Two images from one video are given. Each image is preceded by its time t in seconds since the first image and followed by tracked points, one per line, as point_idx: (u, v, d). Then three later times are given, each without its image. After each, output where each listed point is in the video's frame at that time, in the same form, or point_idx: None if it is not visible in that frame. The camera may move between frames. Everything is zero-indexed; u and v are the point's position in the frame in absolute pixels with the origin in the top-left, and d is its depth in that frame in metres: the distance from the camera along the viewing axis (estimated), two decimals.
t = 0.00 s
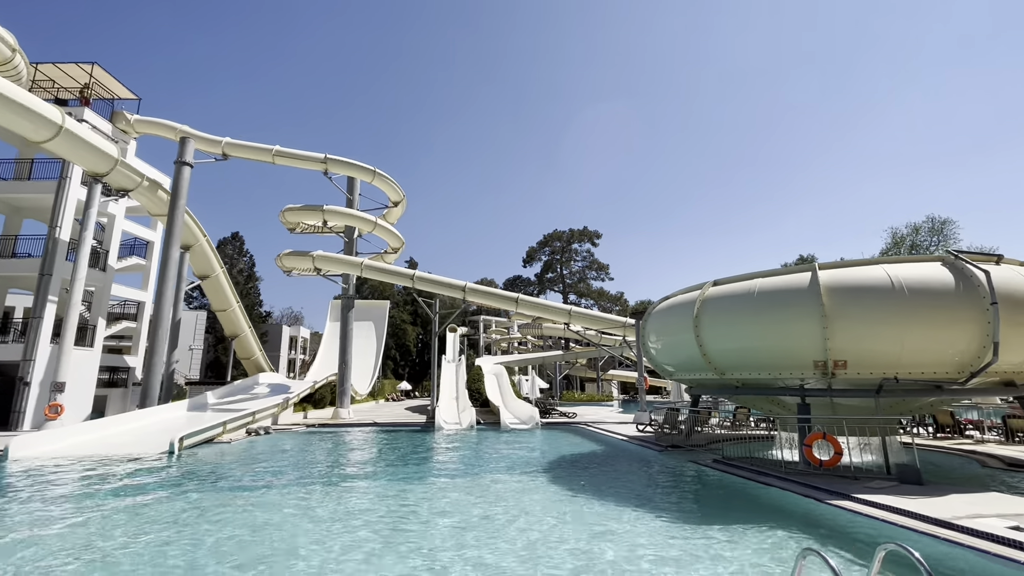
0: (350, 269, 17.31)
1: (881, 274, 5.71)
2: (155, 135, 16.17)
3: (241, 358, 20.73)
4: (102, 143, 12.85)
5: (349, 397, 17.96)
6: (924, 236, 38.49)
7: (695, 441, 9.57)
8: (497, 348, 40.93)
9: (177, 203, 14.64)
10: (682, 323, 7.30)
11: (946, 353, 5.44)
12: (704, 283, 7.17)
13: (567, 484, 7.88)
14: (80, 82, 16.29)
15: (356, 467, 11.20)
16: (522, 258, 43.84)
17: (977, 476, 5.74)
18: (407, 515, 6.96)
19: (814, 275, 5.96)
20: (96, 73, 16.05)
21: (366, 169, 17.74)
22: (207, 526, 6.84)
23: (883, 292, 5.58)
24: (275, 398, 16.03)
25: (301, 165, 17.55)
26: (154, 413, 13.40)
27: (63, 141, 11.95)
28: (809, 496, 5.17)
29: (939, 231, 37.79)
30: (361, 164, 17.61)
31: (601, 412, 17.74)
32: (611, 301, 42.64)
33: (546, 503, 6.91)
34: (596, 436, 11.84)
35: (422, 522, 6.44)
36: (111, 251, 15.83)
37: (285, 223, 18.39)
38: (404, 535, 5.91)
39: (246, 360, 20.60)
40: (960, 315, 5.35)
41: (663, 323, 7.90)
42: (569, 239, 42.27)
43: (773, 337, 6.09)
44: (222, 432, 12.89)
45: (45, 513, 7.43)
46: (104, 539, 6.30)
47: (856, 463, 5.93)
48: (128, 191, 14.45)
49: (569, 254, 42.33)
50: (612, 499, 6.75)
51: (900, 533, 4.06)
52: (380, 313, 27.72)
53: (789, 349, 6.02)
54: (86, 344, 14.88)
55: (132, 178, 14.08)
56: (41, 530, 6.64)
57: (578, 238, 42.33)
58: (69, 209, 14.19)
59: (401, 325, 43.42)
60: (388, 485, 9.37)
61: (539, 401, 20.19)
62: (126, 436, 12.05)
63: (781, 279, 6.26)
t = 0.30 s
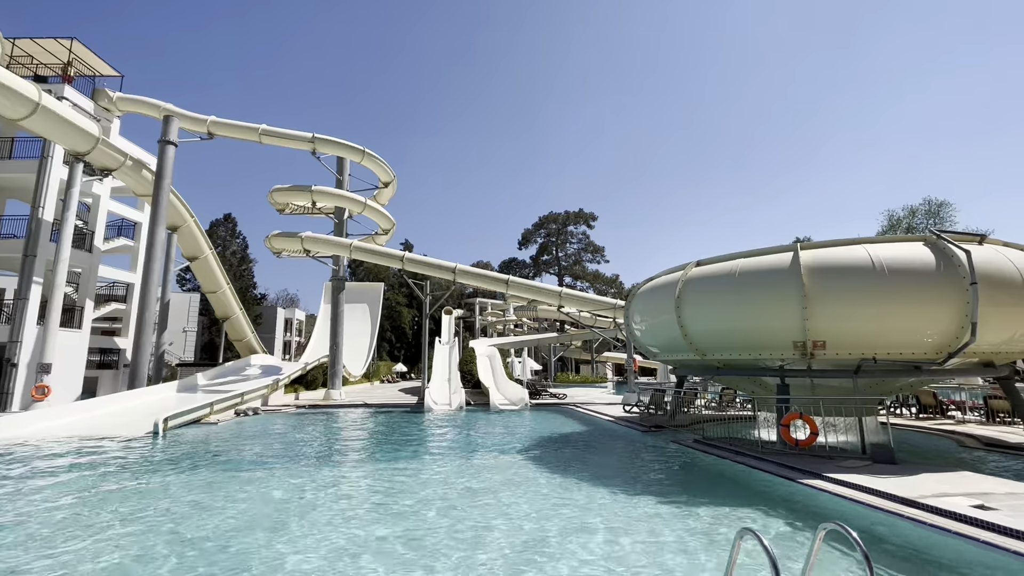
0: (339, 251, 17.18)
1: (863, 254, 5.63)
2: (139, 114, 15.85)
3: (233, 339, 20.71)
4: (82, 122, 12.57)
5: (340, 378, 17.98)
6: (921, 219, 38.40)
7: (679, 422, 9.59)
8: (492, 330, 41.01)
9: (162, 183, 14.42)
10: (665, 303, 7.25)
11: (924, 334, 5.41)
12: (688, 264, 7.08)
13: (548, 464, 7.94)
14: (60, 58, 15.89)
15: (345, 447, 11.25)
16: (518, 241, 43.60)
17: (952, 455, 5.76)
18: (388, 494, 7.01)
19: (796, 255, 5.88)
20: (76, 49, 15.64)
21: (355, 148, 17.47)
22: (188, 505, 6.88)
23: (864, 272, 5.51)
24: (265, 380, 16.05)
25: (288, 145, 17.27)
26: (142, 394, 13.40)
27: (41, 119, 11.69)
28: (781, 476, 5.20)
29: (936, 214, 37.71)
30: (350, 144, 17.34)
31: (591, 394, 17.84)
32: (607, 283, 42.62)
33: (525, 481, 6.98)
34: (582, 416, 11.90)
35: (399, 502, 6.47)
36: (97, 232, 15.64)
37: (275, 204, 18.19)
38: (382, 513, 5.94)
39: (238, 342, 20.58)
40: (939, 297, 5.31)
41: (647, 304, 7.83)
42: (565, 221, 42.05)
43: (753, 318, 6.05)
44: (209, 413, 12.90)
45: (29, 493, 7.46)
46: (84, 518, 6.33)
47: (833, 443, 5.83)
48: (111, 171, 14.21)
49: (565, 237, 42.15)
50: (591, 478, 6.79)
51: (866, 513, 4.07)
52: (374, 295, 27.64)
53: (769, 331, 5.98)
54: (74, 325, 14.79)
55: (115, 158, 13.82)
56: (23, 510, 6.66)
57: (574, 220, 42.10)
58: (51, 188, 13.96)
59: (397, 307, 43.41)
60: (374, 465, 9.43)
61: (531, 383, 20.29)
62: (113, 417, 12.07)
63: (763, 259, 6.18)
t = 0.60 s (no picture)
0: (327, 230, 16.98)
1: (844, 231, 5.55)
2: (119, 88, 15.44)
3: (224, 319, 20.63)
4: (59, 95, 12.21)
5: (331, 357, 17.95)
6: (917, 199, 38.23)
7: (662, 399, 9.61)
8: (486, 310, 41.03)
9: (144, 159, 14.12)
10: (647, 281, 7.18)
11: (902, 312, 5.38)
12: (670, 241, 6.99)
13: (530, 441, 7.97)
14: (36, 29, 15.40)
15: (332, 424, 11.29)
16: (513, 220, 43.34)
17: (926, 432, 5.79)
18: (369, 470, 7.04)
19: (777, 232, 5.79)
20: (51, 19, 15.15)
21: (342, 124, 17.12)
22: (170, 481, 6.91)
23: (844, 249, 5.44)
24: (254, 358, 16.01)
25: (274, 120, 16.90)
26: (129, 372, 13.36)
27: (15, 92, 11.34)
28: (754, 453, 5.21)
29: (932, 194, 37.51)
30: (337, 120, 16.98)
31: (581, 373, 17.90)
32: (602, 264, 42.53)
33: (504, 457, 7.00)
34: (569, 394, 11.94)
35: (378, 478, 6.50)
36: (80, 210, 15.38)
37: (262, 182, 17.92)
38: (360, 488, 5.97)
39: (229, 321, 20.52)
40: (919, 274, 5.25)
41: (631, 282, 7.76)
42: (559, 200, 41.72)
43: (732, 296, 5.99)
44: (195, 391, 12.92)
45: (9, 469, 7.46)
46: (63, 493, 6.33)
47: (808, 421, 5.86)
48: (91, 147, 13.90)
49: (560, 216, 41.87)
50: (570, 454, 6.82)
51: (833, 488, 4.08)
52: (367, 275, 27.49)
53: (748, 309, 5.94)
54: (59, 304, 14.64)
55: (95, 133, 13.50)
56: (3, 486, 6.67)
57: (568, 200, 41.76)
58: (30, 164, 13.66)
59: (391, 287, 43.32)
60: (359, 441, 9.46)
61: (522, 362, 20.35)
62: (99, 396, 12.04)
63: (744, 237, 6.09)
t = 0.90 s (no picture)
0: (314, 206, 16.75)
1: (824, 206, 5.47)
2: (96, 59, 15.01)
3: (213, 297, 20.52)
4: (31, 66, 11.83)
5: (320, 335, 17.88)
6: (913, 176, 37.97)
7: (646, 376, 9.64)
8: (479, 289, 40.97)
9: (124, 133, 13.80)
10: (628, 258, 7.10)
11: (880, 288, 5.33)
12: (652, 217, 6.88)
13: (511, 417, 7.99)
14: None
15: (319, 401, 11.31)
16: (507, 198, 42.96)
17: (900, 408, 5.80)
18: (348, 446, 7.06)
19: (758, 207, 5.70)
20: None
21: (327, 98, 16.73)
22: (150, 456, 6.93)
23: (823, 224, 5.37)
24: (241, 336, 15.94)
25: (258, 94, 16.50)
26: (115, 350, 13.30)
27: None
28: (726, 429, 5.22)
29: (928, 171, 37.24)
30: (322, 93, 16.58)
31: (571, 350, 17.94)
32: (596, 242, 42.35)
33: (483, 434, 7.03)
34: (556, 372, 11.97)
35: (356, 454, 6.52)
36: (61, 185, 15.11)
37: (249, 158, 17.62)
38: (337, 463, 5.99)
39: (219, 299, 20.41)
40: (898, 249, 5.19)
41: (613, 259, 7.67)
42: (554, 177, 41.30)
43: (712, 272, 5.92)
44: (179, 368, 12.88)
45: None
46: (41, 468, 6.35)
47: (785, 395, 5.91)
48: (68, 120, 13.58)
49: (554, 194, 41.49)
50: (548, 430, 6.84)
51: (798, 463, 4.09)
52: (359, 253, 27.26)
53: (726, 285, 5.88)
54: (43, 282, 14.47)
55: (71, 106, 13.15)
56: None
57: (563, 177, 41.32)
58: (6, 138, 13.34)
59: (384, 265, 43.13)
60: (343, 418, 9.49)
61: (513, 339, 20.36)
62: (84, 372, 12.00)
63: (725, 212, 5.99)
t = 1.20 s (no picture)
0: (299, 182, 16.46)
1: (804, 179, 5.37)
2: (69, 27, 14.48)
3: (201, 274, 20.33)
4: None
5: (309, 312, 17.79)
6: (909, 153, 37.75)
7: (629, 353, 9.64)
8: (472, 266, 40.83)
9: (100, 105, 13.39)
10: (609, 233, 7.00)
11: (859, 263, 5.27)
12: (633, 191, 6.76)
13: (492, 393, 7.99)
14: None
15: (304, 377, 11.31)
16: (500, 174, 42.49)
17: (875, 383, 5.81)
18: (327, 421, 7.05)
19: (737, 181, 5.59)
20: None
21: (311, 70, 16.28)
22: (127, 431, 6.90)
23: (803, 198, 5.27)
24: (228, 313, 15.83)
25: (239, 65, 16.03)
26: (100, 327, 13.18)
27: None
28: (699, 404, 5.21)
29: (923, 148, 36.98)
30: (306, 65, 16.12)
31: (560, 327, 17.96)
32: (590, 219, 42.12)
33: (462, 409, 7.02)
34: (542, 348, 11.96)
35: (333, 428, 6.52)
36: (38, 159, 14.75)
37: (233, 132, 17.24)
38: (313, 437, 5.98)
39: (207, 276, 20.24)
40: (877, 223, 5.11)
41: (595, 235, 7.56)
42: (547, 153, 40.81)
43: (690, 247, 5.84)
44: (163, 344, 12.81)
45: None
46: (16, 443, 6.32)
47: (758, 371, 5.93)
48: (42, 92, 13.18)
49: (548, 170, 41.04)
50: (527, 405, 6.84)
51: (765, 437, 4.09)
52: (350, 230, 26.93)
53: (704, 260, 5.81)
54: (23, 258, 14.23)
55: (44, 76, 12.71)
56: None
57: (557, 153, 40.81)
58: None
59: (377, 243, 42.83)
60: (326, 393, 9.49)
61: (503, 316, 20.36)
62: (68, 349, 11.92)
63: (705, 185, 5.87)
